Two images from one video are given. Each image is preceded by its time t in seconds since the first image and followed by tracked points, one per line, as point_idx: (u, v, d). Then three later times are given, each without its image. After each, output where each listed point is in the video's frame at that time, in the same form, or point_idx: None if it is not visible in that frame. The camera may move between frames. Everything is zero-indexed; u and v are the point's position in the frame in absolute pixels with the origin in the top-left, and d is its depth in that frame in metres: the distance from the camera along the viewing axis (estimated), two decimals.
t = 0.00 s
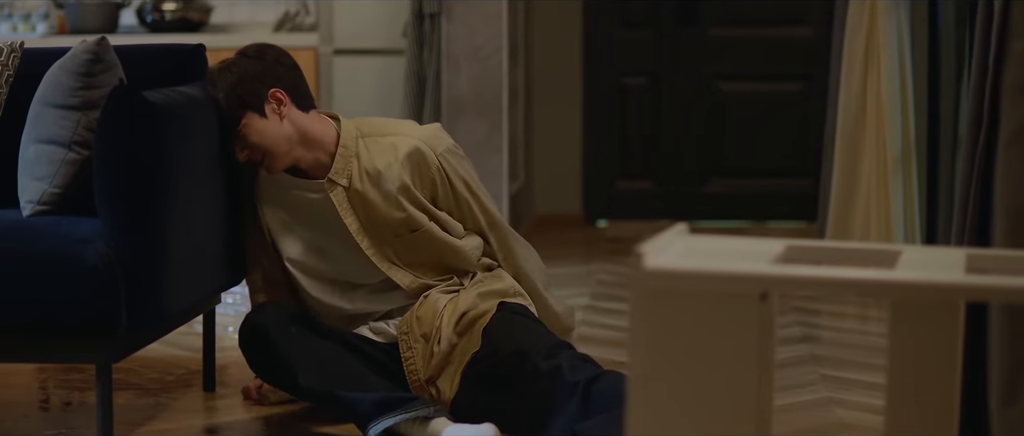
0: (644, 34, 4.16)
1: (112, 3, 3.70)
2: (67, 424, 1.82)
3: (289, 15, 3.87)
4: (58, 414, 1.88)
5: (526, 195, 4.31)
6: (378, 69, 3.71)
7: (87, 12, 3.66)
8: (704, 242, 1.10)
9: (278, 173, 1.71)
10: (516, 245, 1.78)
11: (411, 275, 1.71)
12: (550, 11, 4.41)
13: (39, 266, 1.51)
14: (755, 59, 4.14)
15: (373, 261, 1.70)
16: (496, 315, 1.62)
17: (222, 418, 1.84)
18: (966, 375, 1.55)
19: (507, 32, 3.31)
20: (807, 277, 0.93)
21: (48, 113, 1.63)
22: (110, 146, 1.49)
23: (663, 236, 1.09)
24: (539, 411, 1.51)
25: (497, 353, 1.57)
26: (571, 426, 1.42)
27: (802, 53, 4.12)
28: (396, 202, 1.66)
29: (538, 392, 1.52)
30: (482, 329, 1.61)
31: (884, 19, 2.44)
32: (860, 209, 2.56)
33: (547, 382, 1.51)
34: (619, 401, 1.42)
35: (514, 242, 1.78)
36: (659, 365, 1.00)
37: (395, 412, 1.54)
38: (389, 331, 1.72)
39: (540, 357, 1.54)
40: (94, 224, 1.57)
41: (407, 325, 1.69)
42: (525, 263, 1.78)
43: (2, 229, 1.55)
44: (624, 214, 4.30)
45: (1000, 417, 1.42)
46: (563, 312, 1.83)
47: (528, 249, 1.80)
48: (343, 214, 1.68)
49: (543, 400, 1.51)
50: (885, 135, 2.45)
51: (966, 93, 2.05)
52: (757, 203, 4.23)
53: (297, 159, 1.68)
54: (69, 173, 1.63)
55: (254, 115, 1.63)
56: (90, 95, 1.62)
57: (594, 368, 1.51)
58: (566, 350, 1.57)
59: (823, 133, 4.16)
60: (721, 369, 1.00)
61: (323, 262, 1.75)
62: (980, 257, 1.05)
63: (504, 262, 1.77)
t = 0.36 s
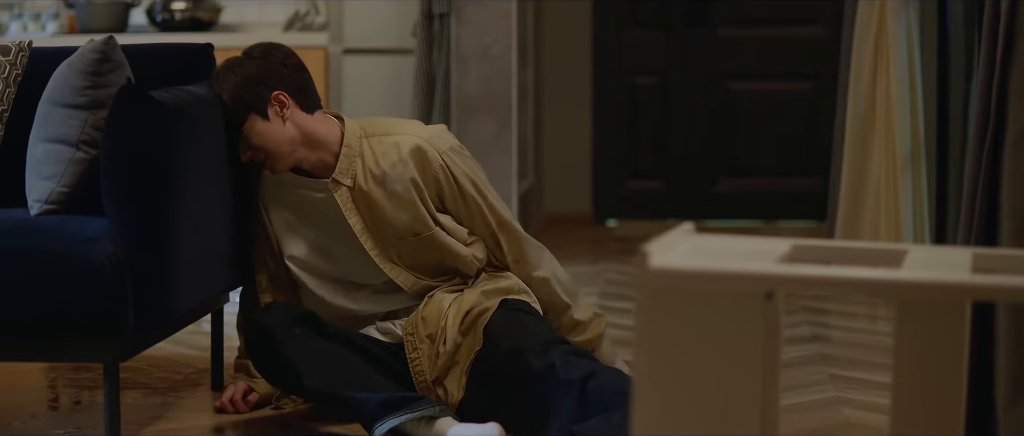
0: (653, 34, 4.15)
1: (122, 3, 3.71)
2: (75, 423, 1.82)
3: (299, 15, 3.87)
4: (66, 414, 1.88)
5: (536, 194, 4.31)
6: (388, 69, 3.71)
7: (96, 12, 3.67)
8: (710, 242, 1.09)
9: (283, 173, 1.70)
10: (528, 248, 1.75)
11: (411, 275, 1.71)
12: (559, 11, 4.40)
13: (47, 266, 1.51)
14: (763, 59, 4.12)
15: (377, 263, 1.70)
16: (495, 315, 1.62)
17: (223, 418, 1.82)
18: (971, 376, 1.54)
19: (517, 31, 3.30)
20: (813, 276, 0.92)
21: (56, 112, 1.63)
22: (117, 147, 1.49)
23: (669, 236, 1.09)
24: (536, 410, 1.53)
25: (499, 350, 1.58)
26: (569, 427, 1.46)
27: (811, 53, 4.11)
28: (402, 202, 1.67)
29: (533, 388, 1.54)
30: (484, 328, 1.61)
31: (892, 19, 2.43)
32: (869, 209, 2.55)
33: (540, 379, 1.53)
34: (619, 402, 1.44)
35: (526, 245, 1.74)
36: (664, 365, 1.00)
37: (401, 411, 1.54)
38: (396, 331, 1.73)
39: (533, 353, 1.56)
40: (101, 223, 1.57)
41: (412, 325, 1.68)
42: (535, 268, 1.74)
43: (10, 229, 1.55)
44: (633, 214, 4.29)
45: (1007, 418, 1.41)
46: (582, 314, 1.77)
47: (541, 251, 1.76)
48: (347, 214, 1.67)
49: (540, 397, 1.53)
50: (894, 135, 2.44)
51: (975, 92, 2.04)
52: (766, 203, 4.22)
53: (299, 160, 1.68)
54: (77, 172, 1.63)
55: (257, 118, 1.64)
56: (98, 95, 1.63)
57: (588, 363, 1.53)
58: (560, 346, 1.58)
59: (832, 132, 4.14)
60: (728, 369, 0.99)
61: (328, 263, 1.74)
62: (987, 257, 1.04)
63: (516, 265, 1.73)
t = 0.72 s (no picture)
0: (664, 33, 4.14)
1: (133, 2, 3.72)
2: (85, 421, 1.82)
3: (311, 14, 3.88)
4: (76, 412, 1.89)
5: (547, 193, 4.30)
6: (398, 67, 3.72)
7: (108, 11, 3.68)
8: (718, 241, 1.08)
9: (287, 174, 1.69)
10: (539, 245, 1.62)
11: (414, 272, 1.71)
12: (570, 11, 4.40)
13: (57, 266, 1.51)
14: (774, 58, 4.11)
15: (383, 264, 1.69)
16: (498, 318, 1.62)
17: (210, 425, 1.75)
18: (980, 376, 1.53)
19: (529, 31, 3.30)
20: (821, 275, 0.91)
21: (66, 110, 1.63)
22: (126, 146, 1.49)
23: (677, 235, 1.08)
24: (541, 409, 1.56)
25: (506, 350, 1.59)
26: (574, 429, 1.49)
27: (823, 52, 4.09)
28: (408, 204, 1.64)
29: (536, 387, 1.56)
30: (491, 327, 1.63)
31: (904, 18, 2.42)
32: (882, 208, 2.53)
33: (541, 379, 1.55)
34: (624, 403, 1.44)
35: (537, 244, 1.61)
36: (671, 365, 0.99)
37: (407, 410, 1.55)
38: (403, 331, 1.73)
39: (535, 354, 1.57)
40: (111, 221, 1.57)
41: (420, 326, 1.68)
42: (546, 267, 1.61)
43: (21, 228, 1.55)
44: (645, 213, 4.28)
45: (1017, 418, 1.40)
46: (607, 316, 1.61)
47: (556, 252, 1.63)
48: (353, 215, 1.66)
49: (543, 397, 1.55)
50: (905, 134, 2.43)
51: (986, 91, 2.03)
52: (777, 202, 4.20)
53: (303, 161, 1.65)
54: (87, 171, 1.63)
55: (260, 123, 1.62)
56: (108, 94, 1.63)
57: (589, 360, 1.53)
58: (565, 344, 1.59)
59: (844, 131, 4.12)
60: (734, 370, 0.97)
61: (335, 266, 1.73)
62: (996, 256, 1.03)
63: (525, 264, 1.60)
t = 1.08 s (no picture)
0: (677, 32, 4.12)
1: (146, 2, 3.73)
2: (96, 419, 1.83)
3: (324, 13, 3.88)
4: (87, 410, 1.89)
5: (560, 191, 4.30)
6: (411, 66, 3.71)
7: (122, 10, 3.69)
8: (727, 240, 1.07)
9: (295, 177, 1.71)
10: (517, 229, 1.51)
11: (418, 270, 1.70)
12: (583, 10, 4.39)
13: (66, 266, 1.52)
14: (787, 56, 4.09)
15: (390, 263, 1.69)
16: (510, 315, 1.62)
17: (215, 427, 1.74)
18: (989, 375, 1.51)
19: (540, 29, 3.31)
20: (829, 274, 0.91)
21: (77, 109, 1.64)
22: (137, 144, 1.50)
23: (686, 234, 1.07)
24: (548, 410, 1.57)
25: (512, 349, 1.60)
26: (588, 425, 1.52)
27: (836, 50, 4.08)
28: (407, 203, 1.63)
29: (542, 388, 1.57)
30: (500, 330, 1.63)
31: (916, 17, 2.40)
32: (894, 207, 2.52)
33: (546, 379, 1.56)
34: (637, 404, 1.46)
35: (514, 229, 1.51)
36: (680, 365, 0.98)
37: (412, 411, 1.54)
38: (411, 334, 1.72)
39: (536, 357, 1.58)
40: (122, 220, 1.57)
41: (427, 328, 1.71)
42: (518, 254, 1.50)
43: (29, 227, 1.55)
44: (657, 212, 4.27)
45: None
46: (585, 305, 1.47)
47: (540, 240, 1.52)
48: (353, 215, 1.65)
49: (551, 401, 1.56)
50: (917, 132, 2.41)
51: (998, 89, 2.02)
52: (789, 201, 4.19)
53: (304, 164, 1.66)
54: (97, 169, 1.64)
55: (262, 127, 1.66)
56: (118, 93, 1.63)
57: (598, 365, 1.53)
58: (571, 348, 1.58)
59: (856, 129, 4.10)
60: (743, 370, 0.97)
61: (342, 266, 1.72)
62: (1006, 255, 1.02)
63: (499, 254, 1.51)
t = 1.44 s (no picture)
0: (690, 31, 4.10)
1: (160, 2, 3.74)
2: (107, 417, 1.83)
3: (336, 11, 3.88)
4: (98, 408, 1.89)
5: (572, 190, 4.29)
6: (423, 65, 3.71)
7: (134, 9, 3.70)
8: (736, 238, 1.07)
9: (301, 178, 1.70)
10: (500, 231, 1.48)
11: (422, 271, 1.70)
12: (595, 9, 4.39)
13: (77, 265, 1.52)
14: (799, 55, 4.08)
15: (393, 264, 1.68)
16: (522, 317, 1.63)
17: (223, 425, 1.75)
18: (1000, 374, 1.50)
19: (553, 28, 3.31)
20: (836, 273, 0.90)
21: (88, 107, 1.64)
22: (147, 143, 1.49)
23: (695, 232, 1.06)
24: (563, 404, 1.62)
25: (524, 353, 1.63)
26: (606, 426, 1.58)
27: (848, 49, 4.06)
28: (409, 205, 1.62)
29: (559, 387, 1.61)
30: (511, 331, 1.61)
31: (929, 16, 2.39)
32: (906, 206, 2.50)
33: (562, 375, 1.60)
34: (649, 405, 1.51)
35: (497, 233, 1.48)
36: (691, 365, 0.97)
37: (415, 410, 1.55)
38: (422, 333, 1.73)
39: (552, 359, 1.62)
40: (132, 218, 1.57)
41: (435, 329, 1.70)
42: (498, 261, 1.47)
43: (39, 226, 1.55)
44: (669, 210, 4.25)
45: None
46: (561, 304, 1.43)
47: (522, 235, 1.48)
48: (358, 216, 1.64)
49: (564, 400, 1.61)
50: (930, 131, 2.40)
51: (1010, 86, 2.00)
52: (802, 199, 4.17)
53: (312, 165, 1.65)
54: (108, 167, 1.64)
55: (266, 130, 1.66)
56: (129, 91, 1.63)
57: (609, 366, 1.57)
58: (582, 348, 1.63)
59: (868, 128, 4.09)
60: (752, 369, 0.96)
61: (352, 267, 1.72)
62: (1016, 254, 1.01)
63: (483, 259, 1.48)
